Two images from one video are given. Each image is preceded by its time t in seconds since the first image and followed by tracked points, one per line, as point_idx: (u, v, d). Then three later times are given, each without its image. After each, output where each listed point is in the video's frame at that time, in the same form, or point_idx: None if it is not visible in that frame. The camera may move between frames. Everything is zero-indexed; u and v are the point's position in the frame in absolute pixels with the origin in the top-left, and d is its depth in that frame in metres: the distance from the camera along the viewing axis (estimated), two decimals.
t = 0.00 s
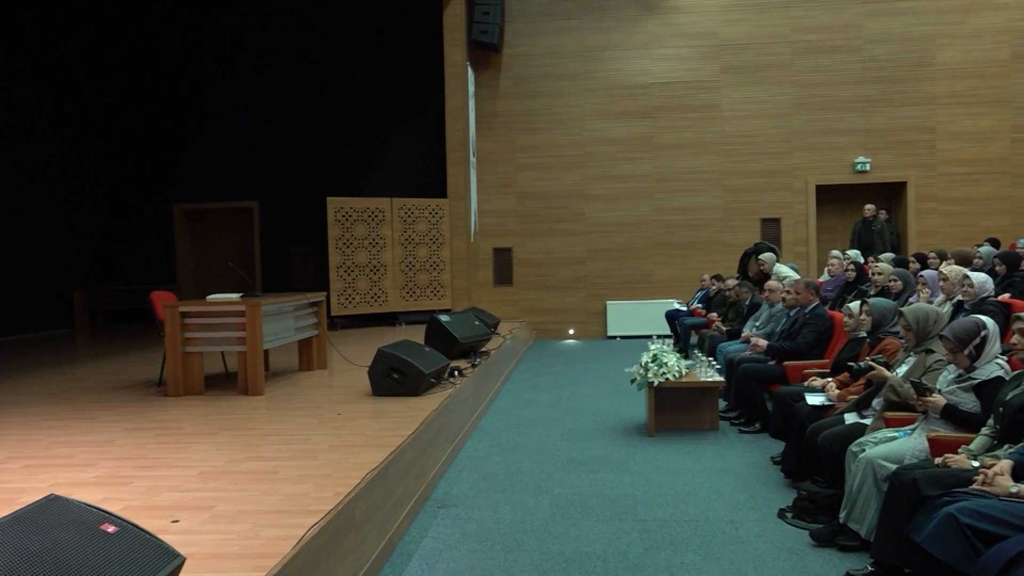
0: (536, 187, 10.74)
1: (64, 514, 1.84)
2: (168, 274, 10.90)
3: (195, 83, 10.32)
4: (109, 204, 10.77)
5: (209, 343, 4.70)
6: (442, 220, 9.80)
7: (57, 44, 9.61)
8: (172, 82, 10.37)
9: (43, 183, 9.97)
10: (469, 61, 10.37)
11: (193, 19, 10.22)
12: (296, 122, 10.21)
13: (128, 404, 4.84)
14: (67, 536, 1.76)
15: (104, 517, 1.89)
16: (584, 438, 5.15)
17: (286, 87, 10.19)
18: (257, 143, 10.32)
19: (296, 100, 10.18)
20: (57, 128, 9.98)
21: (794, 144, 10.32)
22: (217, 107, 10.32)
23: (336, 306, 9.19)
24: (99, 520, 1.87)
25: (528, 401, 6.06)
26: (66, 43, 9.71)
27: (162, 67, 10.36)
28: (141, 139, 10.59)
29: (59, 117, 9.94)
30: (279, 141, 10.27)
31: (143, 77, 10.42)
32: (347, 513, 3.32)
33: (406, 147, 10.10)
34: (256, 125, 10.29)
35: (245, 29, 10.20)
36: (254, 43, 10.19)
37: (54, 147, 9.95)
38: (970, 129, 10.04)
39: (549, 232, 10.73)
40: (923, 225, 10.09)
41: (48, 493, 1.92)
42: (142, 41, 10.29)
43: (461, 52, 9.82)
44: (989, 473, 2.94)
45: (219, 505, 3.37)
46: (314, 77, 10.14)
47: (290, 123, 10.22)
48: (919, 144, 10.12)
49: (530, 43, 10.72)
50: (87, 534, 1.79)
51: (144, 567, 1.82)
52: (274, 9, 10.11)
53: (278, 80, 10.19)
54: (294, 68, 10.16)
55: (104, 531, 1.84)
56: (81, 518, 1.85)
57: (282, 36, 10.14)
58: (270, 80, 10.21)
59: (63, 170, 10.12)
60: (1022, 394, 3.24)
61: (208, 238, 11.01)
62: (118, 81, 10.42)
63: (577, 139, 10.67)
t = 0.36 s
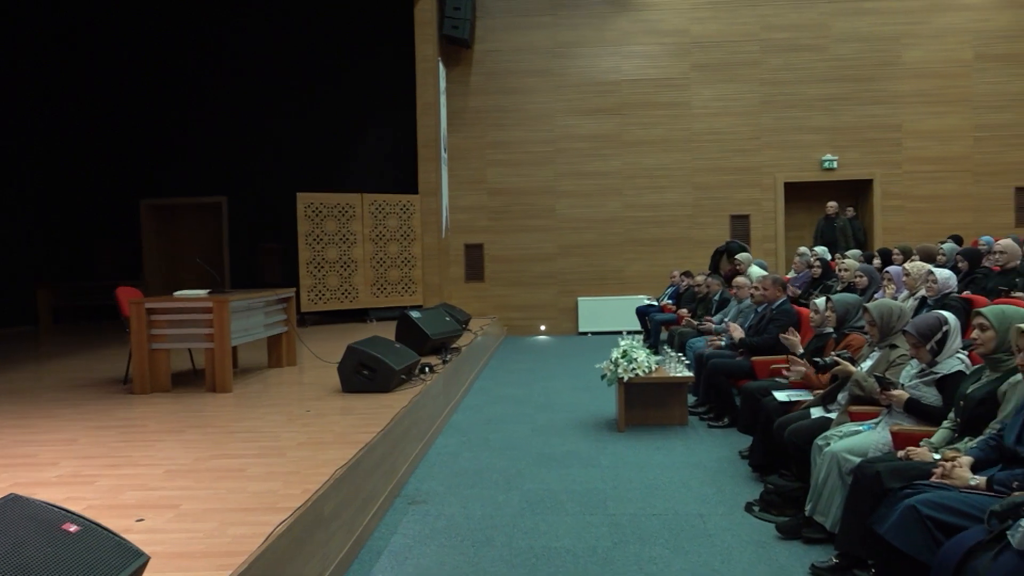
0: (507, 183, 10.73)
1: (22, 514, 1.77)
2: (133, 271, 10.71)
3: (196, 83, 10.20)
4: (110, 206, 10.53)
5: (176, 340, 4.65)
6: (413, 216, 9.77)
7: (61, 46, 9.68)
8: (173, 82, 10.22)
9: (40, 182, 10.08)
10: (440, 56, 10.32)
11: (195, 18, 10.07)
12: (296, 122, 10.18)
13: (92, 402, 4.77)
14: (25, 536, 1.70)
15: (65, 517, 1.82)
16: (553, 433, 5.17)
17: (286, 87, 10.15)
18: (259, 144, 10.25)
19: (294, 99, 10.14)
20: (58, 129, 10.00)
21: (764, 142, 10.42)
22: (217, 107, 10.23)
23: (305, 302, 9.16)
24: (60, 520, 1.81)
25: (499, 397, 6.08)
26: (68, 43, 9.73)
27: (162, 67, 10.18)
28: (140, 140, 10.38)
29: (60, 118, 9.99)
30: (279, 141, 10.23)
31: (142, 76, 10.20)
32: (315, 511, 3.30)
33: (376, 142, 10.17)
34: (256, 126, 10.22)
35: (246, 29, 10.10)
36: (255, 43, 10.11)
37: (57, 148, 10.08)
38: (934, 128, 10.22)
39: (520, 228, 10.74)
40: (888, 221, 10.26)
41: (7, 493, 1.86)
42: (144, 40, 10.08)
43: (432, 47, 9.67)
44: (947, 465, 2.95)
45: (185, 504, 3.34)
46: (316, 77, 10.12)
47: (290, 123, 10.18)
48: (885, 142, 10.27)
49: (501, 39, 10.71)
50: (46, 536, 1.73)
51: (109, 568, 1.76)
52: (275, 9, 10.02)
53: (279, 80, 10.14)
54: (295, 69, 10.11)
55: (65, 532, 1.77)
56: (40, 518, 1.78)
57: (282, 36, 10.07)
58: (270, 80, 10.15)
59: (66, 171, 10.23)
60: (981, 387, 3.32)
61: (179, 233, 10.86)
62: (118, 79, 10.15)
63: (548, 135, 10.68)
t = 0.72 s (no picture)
0: (479, 181, 10.73)
1: None
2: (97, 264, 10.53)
3: (196, 83, 10.03)
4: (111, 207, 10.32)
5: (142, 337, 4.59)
6: (384, 213, 9.73)
7: (61, 47, 9.95)
8: (174, 82, 10.03)
9: (38, 177, 10.29)
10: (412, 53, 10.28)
11: (194, 17, 9.91)
12: (295, 122, 10.03)
13: (55, 400, 4.70)
14: None
15: (25, 517, 1.77)
16: (523, 431, 5.19)
17: (286, 86, 10.01)
18: (259, 143, 10.08)
19: (293, 99, 10.00)
20: (57, 128, 10.15)
21: (734, 142, 10.51)
22: (217, 107, 10.04)
23: (274, 299, 9.08)
24: (20, 520, 1.75)
25: (469, 395, 6.07)
26: (68, 43, 9.95)
27: (162, 67, 10.00)
28: (140, 141, 10.18)
29: (59, 117, 10.13)
30: (279, 142, 10.07)
31: (142, 75, 10.02)
32: (281, 510, 3.27)
33: (347, 139, 10.09)
34: (256, 126, 10.06)
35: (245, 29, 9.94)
36: (254, 42, 9.94)
37: (57, 147, 10.22)
38: (900, 130, 10.38)
39: (491, 225, 10.74)
40: (854, 221, 10.41)
41: None
42: (144, 41, 9.97)
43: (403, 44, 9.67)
44: (904, 463, 2.99)
45: (149, 503, 3.30)
46: (316, 77, 10.00)
47: (289, 123, 10.04)
48: (852, 143, 10.42)
49: (473, 37, 10.69)
50: (4, 535, 1.67)
51: (69, 568, 1.72)
52: (275, 9, 9.87)
53: (278, 80, 9.99)
54: (295, 69, 9.96)
55: (24, 532, 1.72)
56: None
57: (282, 36, 9.91)
58: (270, 80, 9.99)
59: (66, 170, 10.27)
60: (940, 385, 3.38)
61: (147, 228, 10.72)
62: (118, 79, 10.05)
63: (520, 133, 10.69)
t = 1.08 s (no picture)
0: (451, 178, 10.71)
1: None
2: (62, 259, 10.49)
3: (197, 82, 9.91)
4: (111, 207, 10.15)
5: (107, 335, 4.54)
6: (355, 210, 9.70)
7: (60, 47, 9.82)
8: (176, 82, 9.90)
9: (38, 177, 10.15)
10: (384, 49, 10.23)
11: (194, 16, 9.82)
12: (295, 122, 9.99)
13: (17, 399, 4.62)
14: None
15: None
16: (495, 429, 5.20)
17: (287, 86, 9.96)
18: (260, 142, 9.99)
19: (293, 98, 9.95)
20: (57, 128, 9.96)
21: (704, 142, 10.60)
22: (217, 106, 9.93)
23: (244, 297, 8.98)
24: None
25: (440, 394, 6.07)
26: (68, 44, 9.82)
27: (164, 66, 9.88)
28: (140, 140, 10.01)
29: (58, 117, 9.93)
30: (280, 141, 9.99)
31: (142, 74, 9.88)
32: (249, 508, 3.24)
33: (317, 133, 10.06)
34: (257, 125, 9.99)
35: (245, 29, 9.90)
36: (254, 42, 9.90)
37: (57, 147, 10.05)
38: (867, 131, 10.53)
39: (464, 224, 10.73)
40: (822, 222, 10.55)
41: None
42: (144, 40, 9.86)
43: (375, 41, 9.59)
44: (870, 461, 2.99)
45: (114, 503, 3.26)
46: (316, 77, 10.01)
47: (290, 123, 9.98)
48: (820, 144, 10.55)
49: (445, 34, 10.67)
50: None
51: (33, 569, 1.71)
52: (275, 9, 9.85)
53: (279, 80, 9.94)
54: (295, 69, 9.94)
55: None
56: None
57: (282, 36, 9.90)
58: (271, 80, 9.94)
59: (66, 170, 10.11)
60: (903, 382, 3.44)
61: (115, 221, 10.64)
62: (118, 79, 9.88)
63: (492, 131, 10.68)
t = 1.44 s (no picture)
0: (423, 176, 10.68)
1: None
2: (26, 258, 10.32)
3: (197, 82, 9.87)
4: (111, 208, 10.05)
5: (71, 333, 4.47)
6: (326, 208, 9.63)
7: (60, 47, 9.72)
8: (176, 81, 9.84)
9: (38, 178, 10.03)
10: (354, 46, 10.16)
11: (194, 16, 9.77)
12: (295, 122, 9.99)
13: None
14: None
15: None
16: (467, 428, 5.20)
17: (287, 86, 9.97)
18: (260, 142, 9.96)
19: (294, 98, 9.97)
20: (57, 128, 9.85)
21: (675, 141, 10.67)
22: (217, 106, 9.89)
23: (213, 295, 8.85)
24: None
25: (410, 392, 6.05)
26: (68, 44, 9.73)
27: (165, 65, 9.81)
28: (140, 140, 9.92)
29: (58, 117, 9.82)
30: (279, 141, 9.98)
31: (142, 74, 9.81)
32: (216, 509, 3.20)
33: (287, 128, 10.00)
34: (257, 125, 9.97)
35: (245, 29, 9.87)
36: (254, 42, 9.88)
37: (57, 147, 9.94)
38: (836, 131, 10.67)
39: (435, 222, 10.71)
40: (791, 221, 10.68)
41: None
42: (143, 40, 9.79)
43: (346, 38, 9.52)
44: (842, 459, 3.03)
45: (78, 503, 3.22)
46: (316, 77, 10.01)
47: (290, 123, 9.98)
48: (789, 144, 10.67)
49: (415, 31, 10.63)
50: None
51: None
52: (275, 9, 9.87)
53: (278, 80, 9.93)
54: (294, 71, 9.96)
55: None
56: None
57: (282, 36, 9.92)
58: (270, 80, 9.93)
59: (66, 170, 9.99)
60: (867, 379, 3.49)
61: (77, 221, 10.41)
62: (119, 79, 9.80)
63: (464, 129, 10.67)
